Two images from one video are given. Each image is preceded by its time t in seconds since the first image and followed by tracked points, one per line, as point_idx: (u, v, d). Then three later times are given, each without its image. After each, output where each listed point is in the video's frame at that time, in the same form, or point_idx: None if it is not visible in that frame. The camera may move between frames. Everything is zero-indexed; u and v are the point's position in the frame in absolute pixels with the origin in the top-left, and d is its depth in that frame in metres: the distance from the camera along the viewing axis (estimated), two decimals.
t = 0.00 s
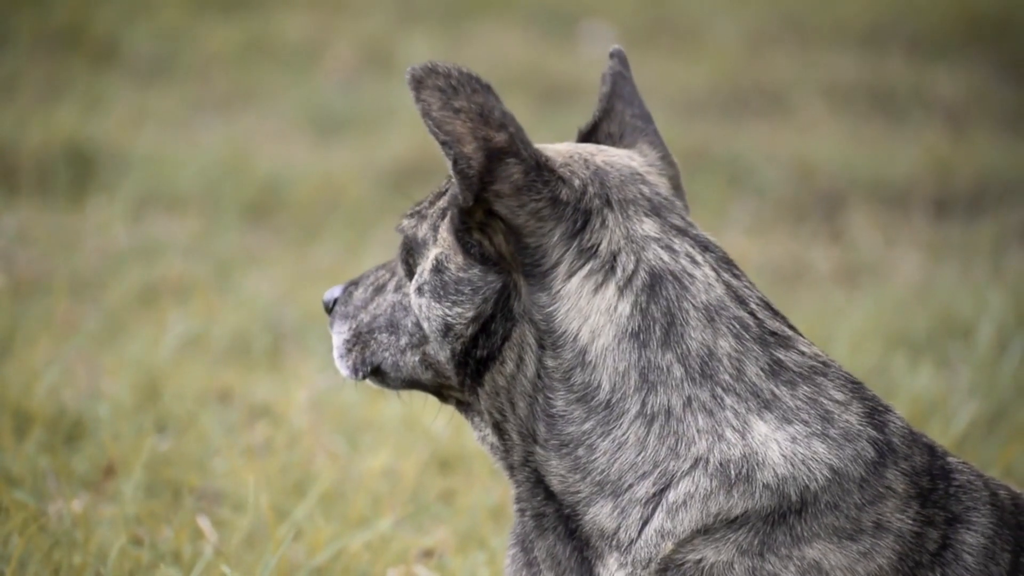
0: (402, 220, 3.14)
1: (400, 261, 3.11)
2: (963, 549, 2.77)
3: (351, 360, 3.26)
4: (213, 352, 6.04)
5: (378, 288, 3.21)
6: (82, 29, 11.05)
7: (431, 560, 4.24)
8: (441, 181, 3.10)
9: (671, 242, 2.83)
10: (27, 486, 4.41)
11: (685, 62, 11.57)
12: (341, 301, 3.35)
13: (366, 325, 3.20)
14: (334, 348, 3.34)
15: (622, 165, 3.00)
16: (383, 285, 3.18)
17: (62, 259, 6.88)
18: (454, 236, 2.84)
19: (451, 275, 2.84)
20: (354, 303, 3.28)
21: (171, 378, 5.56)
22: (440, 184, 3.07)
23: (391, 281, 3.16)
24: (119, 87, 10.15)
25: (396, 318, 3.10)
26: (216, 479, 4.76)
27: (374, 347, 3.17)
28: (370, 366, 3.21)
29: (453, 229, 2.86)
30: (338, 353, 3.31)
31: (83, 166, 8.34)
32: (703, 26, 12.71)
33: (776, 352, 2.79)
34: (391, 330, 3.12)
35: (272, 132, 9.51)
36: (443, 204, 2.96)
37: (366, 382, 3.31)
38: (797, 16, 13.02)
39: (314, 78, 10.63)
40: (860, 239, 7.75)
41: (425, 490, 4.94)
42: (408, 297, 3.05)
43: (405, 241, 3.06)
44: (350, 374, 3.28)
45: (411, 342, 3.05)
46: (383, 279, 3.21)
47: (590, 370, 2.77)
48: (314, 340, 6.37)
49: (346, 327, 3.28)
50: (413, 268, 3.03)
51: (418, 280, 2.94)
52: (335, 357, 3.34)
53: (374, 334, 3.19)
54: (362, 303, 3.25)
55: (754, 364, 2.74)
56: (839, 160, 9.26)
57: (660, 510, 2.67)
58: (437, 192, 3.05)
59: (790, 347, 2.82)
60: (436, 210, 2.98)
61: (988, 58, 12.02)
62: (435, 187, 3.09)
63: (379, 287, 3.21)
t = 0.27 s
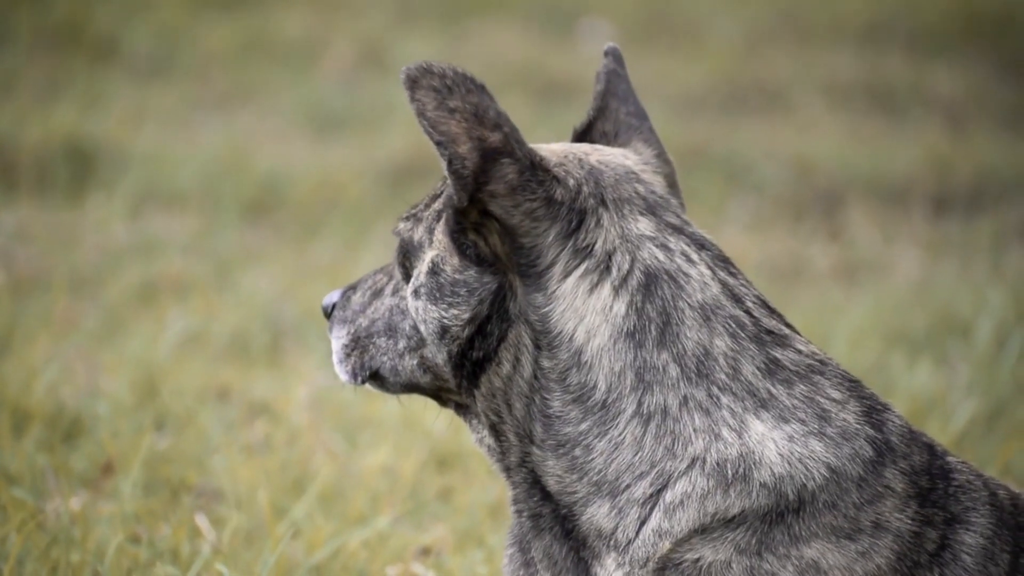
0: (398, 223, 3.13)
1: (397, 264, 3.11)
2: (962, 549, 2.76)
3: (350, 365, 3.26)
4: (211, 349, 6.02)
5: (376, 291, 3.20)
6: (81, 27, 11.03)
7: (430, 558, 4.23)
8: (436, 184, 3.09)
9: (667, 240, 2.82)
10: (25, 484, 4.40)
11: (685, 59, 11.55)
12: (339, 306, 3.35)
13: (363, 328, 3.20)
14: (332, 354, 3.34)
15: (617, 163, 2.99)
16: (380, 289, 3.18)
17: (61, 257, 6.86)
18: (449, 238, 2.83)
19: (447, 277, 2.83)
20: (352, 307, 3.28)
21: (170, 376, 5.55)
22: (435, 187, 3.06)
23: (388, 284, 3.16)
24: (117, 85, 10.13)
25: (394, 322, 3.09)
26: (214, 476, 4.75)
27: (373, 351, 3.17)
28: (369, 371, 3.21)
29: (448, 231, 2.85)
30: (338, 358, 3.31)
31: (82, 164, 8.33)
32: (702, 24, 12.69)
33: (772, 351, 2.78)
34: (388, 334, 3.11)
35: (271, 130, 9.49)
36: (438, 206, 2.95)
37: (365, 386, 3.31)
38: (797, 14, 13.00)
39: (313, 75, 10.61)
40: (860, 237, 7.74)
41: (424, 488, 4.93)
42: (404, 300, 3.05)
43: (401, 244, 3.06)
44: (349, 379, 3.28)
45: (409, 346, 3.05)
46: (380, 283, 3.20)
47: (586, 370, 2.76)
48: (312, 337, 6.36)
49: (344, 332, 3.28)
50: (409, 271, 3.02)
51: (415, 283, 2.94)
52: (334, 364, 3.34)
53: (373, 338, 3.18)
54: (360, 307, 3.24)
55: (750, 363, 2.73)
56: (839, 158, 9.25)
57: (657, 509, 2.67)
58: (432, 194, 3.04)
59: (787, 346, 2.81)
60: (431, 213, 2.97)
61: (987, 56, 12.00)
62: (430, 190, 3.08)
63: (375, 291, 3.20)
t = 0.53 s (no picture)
0: (394, 230, 3.15)
1: (392, 273, 3.13)
2: (961, 552, 2.75)
3: (345, 373, 3.30)
4: (212, 352, 6.03)
5: (371, 300, 3.23)
6: (81, 29, 11.03)
7: (430, 560, 4.23)
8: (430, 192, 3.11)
9: (665, 244, 2.84)
10: (26, 486, 4.40)
11: (685, 60, 11.55)
12: (333, 316, 3.38)
13: (358, 336, 3.23)
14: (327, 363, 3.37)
15: (612, 170, 3.01)
16: (374, 297, 3.21)
17: (62, 259, 6.86)
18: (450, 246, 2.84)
19: (445, 284, 2.84)
20: (346, 315, 3.31)
21: (171, 378, 5.55)
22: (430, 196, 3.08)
23: (383, 293, 3.19)
24: (118, 87, 10.13)
25: (389, 330, 3.12)
26: (215, 478, 4.75)
27: (368, 357, 3.20)
28: (364, 378, 3.24)
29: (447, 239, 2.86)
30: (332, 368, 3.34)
31: (83, 165, 8.33)
32: (703, 25, 12.69)
33: (770, 355, 2.78)
34: (384, 341, 3.14)
35: (272, 131, 9.49)
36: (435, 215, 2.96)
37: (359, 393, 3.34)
38: (797, 16, 13.00)
39: (313, 77, 10.61)
40: (860, 238, 7.74)
41: (425, 490, 4.94)
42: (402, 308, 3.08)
43: (397, 251, 3.07)
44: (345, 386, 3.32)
45: (405, 352, 3.08)
46: (374, 292, 3.23)
47: (584, 376, 2.76)
48: (313, 339, 6.36)
49: (338, 341, 3.31)
50: (406, 279, 3.04)
51: (413, 290, 2.95)
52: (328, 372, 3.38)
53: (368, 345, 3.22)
54: (354, 315, 3.27)
55: (748, 368, 2.74)
56: (839, 159, 9.25)
57: (655, 513, 2.68)
58: (427, 203, 3.05)
59: (785, 351, 2.82)
60: (427, 221, 2.98)
61: (988, 57, 12.01)
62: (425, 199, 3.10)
63: (370, 300, 3.23)
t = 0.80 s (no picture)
0: (389, 221, 3.13)
1: (385, 260, 3.12)
2: (959, 552, 2.84)
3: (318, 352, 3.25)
4: (211, 352, 6.03)
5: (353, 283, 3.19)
6: (81, 29, 11.02)
7: (428, 560, 4.24)
8: (435, 180, 3.12)
9: (675, 254, 2.94)
10: (25, 486, 4.40)
11: (685, 61, 11.55)
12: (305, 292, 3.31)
13: (341, 323, 3.18)
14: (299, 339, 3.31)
15: (612, 173, 3.06)
16: (359, 284, 3.17)
17: (61, 260, 6.87)
18: (478, 253, 2.91)
19: (462, 289, 2.92)
20: (326, 300, 3.24)
21: (170, 378, 5.56)
22: (436, 186, 3.08)
23: (368, 278, 3.15)
24: (117, 87, 10.13)
25: (378, 320, 3.09)
26: (214, 479, 4.76)
27: (351, 345, 3.16)
28: (345, 363, 3.20)
29: (471, 244, 2.92)
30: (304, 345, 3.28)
31: (82, 165, 8.33)
32: (702, 26, 12.69)
33: (777, 359, 2.89)
34: (368, 328, 3.11)
35: (271, 132, 9.49)
36: (448, 212, 2.99)
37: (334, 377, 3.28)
38: (797, 17, 13.00)
39: (313, 77, 10.61)
40: (860, 239, 7.74)
41: (424, 491, 4.95)
42: (394, 297, 3.06)
43: (399, 243, 3.07)
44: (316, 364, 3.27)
45: (392, 342, 3.07)
46: (358, 274, 3.19)
47: (597, 389, 2.86)
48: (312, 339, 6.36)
49: (314, 319, 3.26)
50: (405, 271, 3.05)
51: (420, 286, 2.99)
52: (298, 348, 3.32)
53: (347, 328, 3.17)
54: (334, 296, 3.22)
55: (758, 375, 2.85)
56: (839, 160, 9.25)
57: (663, 519, 2.77)
58: (433, 193, 3.07)
59: (791, 354, 2.93)
60: (437, 216, 3.01)
61: (988, 58, 12.00)
62: (430, 187, 3.11)
63: (352, 282, 3.19)
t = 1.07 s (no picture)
0: (420, 222, 3.03)
1: (433, 263, 2.99)
2: (960, 546, 2.87)
3: (343, 364, 3.01)
4: (213, 352, 6.03)
5: (381, 287, 3.02)
6: (82, 28, 11.02)
7: (431, 559, 4.24)
8: (473, 182, 3.04)
9: (707, 245, 3.05)
10: (27, 486, 4.40)
11: (685, 61, 11.55)
12: (312, 298, 3.06)
13: (372, 328, 3.00)
14: (308, 351, 3.03)
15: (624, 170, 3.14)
16: (386, 286, 3.01)
17: (62, 259, 6.87)
18: (578, 248, 2.91)
19: (565, 285, 2.89)
20: (342, 307, 3.03)
21: (172, 378, 5.56)
22: (486, 186, 3.02)
23: (409, 279, 3.00)
24: (118, 87, 10.13)
25: (427, 320, 2.96)
26: (216, 479, 4.76)
27: (387, 350, 2.99)
28: (376, 369, 3.01)
29: (568, 241, 2.92)
30: (322, 356, 3.02)
31: (83, 165, 8.33)
32: (703, 26, 12.70)
33: (803, 347, 2.98)
34: (420, 332, 2.96)
35: (272, 132, 9.49)
36: (526, 211, 2.96)
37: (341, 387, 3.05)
38: (798, 17, 13.02)
39: (314, 77, 10.61)
40: (860, 240, 7.75)
41: (426, 491, 4.95)
42: (454, 298, 2.95)
43: (451, 242, 2.98)
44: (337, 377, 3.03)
45: (455, 345, 2.94)
46: (387, 276, 3.03)
47: (653, 375, 2.87)
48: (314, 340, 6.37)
49: (336, 330, 3.02)
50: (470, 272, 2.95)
51: (506, 284, 2.91)
52: (306, 360, 3.03)
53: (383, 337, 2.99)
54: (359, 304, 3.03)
55: (789, 360, 2.92)
56: (839, 160, 9.26)
57: (685, 505, 2.79)
58: (484, 194, 3.00)
59: (812, 346, 3.01)
60: (514, 215, 2.96)
61: (988, 58, 12.01)
62: (471, 189, 3.03)
63: (378, 290, 3.02)
